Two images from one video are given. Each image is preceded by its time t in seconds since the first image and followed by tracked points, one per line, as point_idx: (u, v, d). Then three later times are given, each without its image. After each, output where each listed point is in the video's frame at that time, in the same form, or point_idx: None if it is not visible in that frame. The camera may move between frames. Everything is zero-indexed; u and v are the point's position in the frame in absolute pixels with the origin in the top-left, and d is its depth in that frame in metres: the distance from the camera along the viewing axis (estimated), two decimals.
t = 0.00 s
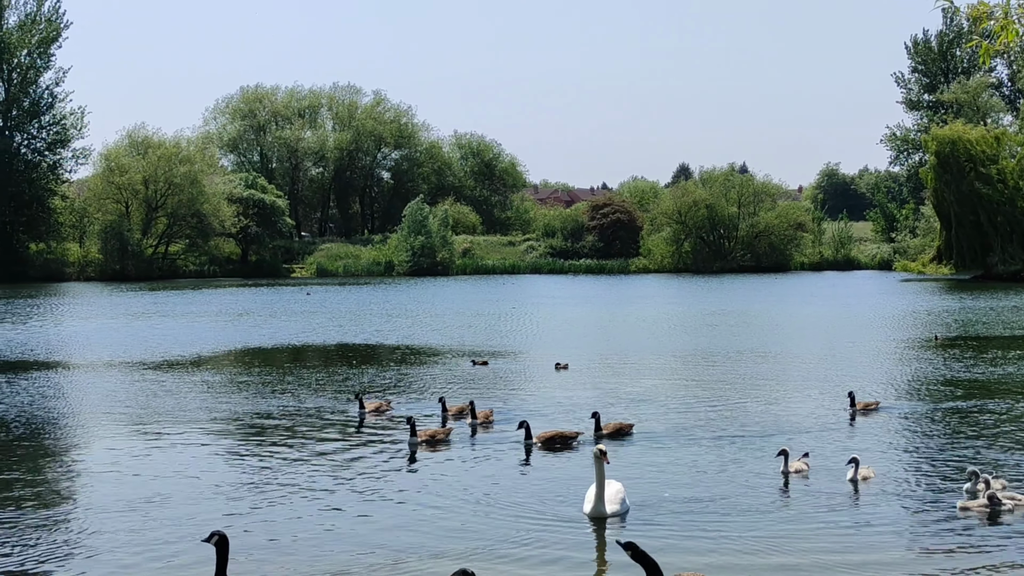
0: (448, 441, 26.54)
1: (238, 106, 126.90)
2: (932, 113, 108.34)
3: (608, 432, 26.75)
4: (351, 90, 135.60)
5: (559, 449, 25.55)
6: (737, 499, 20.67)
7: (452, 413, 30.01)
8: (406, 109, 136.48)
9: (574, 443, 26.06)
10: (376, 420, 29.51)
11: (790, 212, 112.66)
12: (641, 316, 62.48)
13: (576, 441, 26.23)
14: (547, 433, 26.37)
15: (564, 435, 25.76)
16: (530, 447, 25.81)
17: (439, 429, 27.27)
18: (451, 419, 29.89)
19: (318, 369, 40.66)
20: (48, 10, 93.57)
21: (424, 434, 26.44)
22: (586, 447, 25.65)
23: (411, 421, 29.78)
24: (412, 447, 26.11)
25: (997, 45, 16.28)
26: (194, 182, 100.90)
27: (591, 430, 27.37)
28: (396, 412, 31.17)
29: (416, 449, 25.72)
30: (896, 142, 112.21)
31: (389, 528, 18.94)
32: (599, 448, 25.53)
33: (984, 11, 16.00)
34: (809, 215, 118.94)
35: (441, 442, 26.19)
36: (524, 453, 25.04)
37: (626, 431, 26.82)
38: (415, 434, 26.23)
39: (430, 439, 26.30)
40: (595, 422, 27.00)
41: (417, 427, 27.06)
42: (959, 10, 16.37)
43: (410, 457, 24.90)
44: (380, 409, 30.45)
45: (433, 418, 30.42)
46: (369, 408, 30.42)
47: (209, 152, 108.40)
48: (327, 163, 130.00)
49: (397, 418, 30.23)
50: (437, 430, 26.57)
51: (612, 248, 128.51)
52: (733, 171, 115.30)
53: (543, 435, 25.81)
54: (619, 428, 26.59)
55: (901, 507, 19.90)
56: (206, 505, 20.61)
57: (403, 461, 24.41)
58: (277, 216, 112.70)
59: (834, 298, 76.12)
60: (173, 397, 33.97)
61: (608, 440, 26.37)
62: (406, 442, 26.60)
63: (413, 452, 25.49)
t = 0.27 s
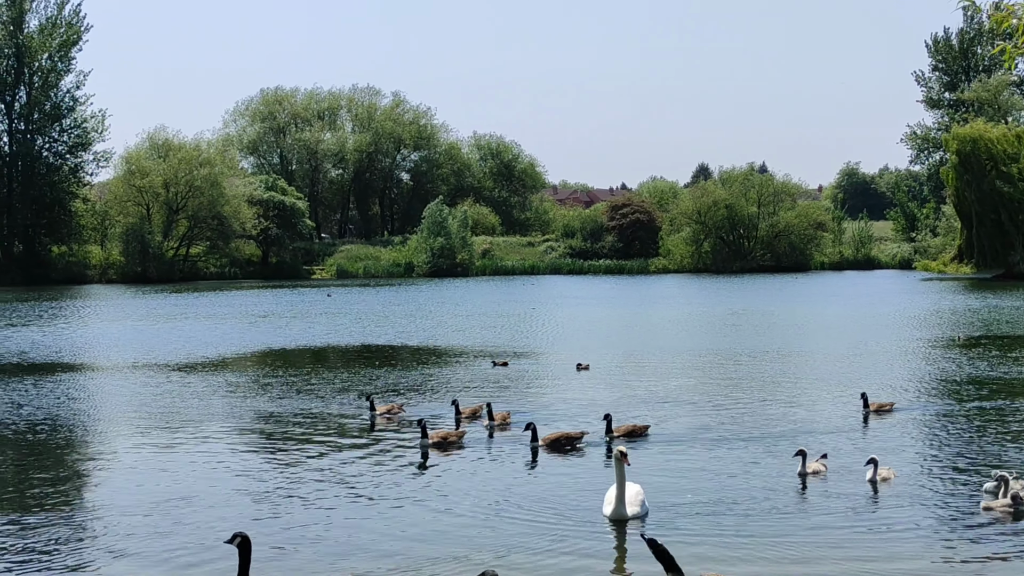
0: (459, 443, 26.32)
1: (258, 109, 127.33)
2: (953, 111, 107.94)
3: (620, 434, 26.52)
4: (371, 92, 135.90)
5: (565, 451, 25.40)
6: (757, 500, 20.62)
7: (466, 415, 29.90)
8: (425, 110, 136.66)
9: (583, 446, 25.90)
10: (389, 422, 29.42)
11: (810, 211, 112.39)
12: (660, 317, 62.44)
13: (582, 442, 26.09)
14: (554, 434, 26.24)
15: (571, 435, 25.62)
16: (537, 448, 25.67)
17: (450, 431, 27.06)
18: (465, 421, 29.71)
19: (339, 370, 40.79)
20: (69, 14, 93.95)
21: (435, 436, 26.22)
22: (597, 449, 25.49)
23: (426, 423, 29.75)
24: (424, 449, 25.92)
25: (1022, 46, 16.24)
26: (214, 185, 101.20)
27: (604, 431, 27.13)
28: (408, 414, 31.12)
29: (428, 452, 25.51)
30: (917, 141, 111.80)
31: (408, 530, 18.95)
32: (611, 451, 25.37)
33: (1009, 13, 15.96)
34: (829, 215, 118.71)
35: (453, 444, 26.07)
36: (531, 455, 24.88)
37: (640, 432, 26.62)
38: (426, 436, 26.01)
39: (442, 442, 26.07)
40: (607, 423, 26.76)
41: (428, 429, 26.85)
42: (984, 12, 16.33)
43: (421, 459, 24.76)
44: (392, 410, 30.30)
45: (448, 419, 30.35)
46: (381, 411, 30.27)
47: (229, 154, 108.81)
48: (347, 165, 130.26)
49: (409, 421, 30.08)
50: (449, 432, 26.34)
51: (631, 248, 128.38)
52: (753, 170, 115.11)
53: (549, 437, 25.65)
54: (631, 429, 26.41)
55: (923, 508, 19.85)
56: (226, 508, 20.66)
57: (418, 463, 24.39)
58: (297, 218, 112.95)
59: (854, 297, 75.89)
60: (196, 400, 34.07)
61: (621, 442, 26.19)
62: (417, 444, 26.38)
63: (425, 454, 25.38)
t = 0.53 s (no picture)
0: (469, 446, 26.11)
1: (276, 112, 127.73)
2: (973, 111, 107.46)
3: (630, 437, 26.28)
4: (389, 94, 136.15)
5: (569, 454, 25.18)
6: (777, 503, 20.53)
7: (479, 418, 29.70)
8: (443, 113, 136.77)
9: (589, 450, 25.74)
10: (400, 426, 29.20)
11: (829, 212, 112.05)
12: (679, 318, 62.32)
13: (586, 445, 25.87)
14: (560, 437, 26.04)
15: (575, 438, 25.39)
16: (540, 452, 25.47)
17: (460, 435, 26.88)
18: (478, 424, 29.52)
19: (359, 372, 40.79)
20: (89, 18, 94.36)
21: (444, 440, 26.03)
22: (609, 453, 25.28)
23: (438, 427, 29.57)
24: (433, 453, 25.74)
25: None
26: (233, 188, 101.50)
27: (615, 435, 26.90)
28: (418, 418, 30.91)
29: (437, 456, 25.34)
30: (937, 141, 111.35)
31: (426, 533, 18.88)
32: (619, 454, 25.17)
33: None
34: (848, 216, 118.39)
35: (462, 448, 25.87)
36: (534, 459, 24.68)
37: (651, 437, 26.41)
38: (435, 440, 25.82)
39: (451, 446, 25.88)
40: (618, 426, 26.53)
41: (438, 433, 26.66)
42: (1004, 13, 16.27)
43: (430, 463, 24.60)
44: (402, 415, 30.01)
45: (460, 423, 30.14)
46: (391, 415, 29.97)
47: (248, 157, 109.19)
48: (366, 167, 130.49)
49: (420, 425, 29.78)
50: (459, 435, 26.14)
51: (650, 250, 128.20)
52: (772, 171, 114.87)
53: (553, 440, 25.43)
54: (641, 433, 26.23)
55: (945, 511, 19.74)
56: (244, 511, 20.65)
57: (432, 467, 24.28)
58: (316, 220, 113.15)
59: (874, 298, 75.60)
60: (216, 402, 34.12)
61: (631, 446, 26.00)
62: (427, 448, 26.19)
63: (433, 459, 25.16)
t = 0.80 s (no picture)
0: (475, 449, 26.03)
1: (294, 114, 128.13)
2: (992, 112, 107.05)
3: (638, 440, 26.14)
4: (406, 96, 136.33)
5: (572, 457, 25.17)
6: (793, 506, 20.46)
7: (489, 421, 29.52)
8: (460, 115, 136.82)
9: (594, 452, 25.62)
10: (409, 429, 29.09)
11: (847, 213, 111.80)
12: (696, 320, 62.26)
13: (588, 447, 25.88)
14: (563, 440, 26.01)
15: (577, 441, 25.39)
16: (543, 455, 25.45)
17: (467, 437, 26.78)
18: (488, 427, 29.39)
19: (376, 374, 40.82)
20: (107, 22, 94.74)
21: (450, 442, 25.95)
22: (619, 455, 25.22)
23: (450, 430, 29.47)
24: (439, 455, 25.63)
25: None
26: (251, 191, 101.72)
27: (623, 438, 26.76)
28: (428, 421, 30.81)
29: (442, 459, 25.26)
30: (956, 141, 110.96)
31: (440, 536, 18.87)
32: (626, 456, 25.07)
33: None
34: (866, 217, 118.13)
35: (469, 450, 25.81)
36: (536, 462, 24.70)
37: (658, 438, 26.13)
38: (441, 443, 25.73)
39: (457, 448, 25.79)
40: (625, 429, 26.40)
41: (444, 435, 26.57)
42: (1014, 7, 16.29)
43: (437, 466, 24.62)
44: (411, 418, 29.90)
45: (471, 425, 30.04)
46: (400, 417, 29.91)
47: (265, 159, 109.49)
48: (383, 169, 130.64)
49: (429, 428, 29.62)
50: (465, 438, 26.06)
51: (667, 251, 127.99)
52: (790, 172, 114.64)
53: (556, 442, 25.41)
54: (649, 435, 25.95)
55: (962, 512, 19.68)
56: (262, 513, 20.72)
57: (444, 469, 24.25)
58: (333, 222, 113.28)
59: (892, 299, 75.38)
60: (233, 405, 34.18)
61: (639, 449, 25.78)
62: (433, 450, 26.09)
63: (439, 461, 25.13)
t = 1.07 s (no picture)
0: (479, 454, 25.89)
1: (309, 117, 128.44)
2: (1009, 112, 106.67)
3: (642, 443, 26.11)
4: (421, 99, 136.45)
5: (574, 459, 25.19)
6: (807, 508, 20.44)
7: (497, 425, 29.34)
8: (475, 117, 136.92)
9: (594, 455, 25.52)
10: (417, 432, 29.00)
11: (863, 214, 111.54)
12: (711, 321, 62.22)
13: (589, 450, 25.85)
14: (563, 442, 26.03)
15: (578, 444, 25.44)
16: (544, 458, 25.46)
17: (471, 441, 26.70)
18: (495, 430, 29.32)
19: (391, 376, 40.92)
20: (124, 25, 95.08)
21: (454, 446, 25.83)
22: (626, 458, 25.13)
23: (459, 432, 29.35)
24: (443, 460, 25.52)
25: None
26: (266, 193, 101.95)
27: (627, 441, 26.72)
28: (435, 424, 30.71)
29: (447, 463, 25.12)
30: (972, 142, 110.60)
31: (452, 539, 18.84)
32: (632, 459, 25.01)
33: None
34: (882, 218, 117.86)
35: (472, 454, 25.71)
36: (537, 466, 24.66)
37: (665, 441, 26.10)
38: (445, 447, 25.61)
39: (461, 452, 25.64)
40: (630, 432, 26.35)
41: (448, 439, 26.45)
42: None
43: (440, 469, 24.56)
44: (419, 421, 29.83)
45: (481, 428, 29.92)
46: (407, 421, 29.85)
47: (281, 161, 109.72)
48: (398, 171, 130.85)
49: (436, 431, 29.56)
50: (468, 442, 25.94)
51: (683, 252, 127.82)
52: (805, 173, 114.43)
53: (556, 446, 25.49)
54: (654, 439, 25.92)
55: (978, 515, 19.64)
56: (277, 514, 20.78)
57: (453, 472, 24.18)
58: (348, 224, 113.40)
59: (908, 301, 75.19)
60: (248, 406, 34.22)
61: (644, 452, 25.69)
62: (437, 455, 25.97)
63: (443, 465, 25.01)
